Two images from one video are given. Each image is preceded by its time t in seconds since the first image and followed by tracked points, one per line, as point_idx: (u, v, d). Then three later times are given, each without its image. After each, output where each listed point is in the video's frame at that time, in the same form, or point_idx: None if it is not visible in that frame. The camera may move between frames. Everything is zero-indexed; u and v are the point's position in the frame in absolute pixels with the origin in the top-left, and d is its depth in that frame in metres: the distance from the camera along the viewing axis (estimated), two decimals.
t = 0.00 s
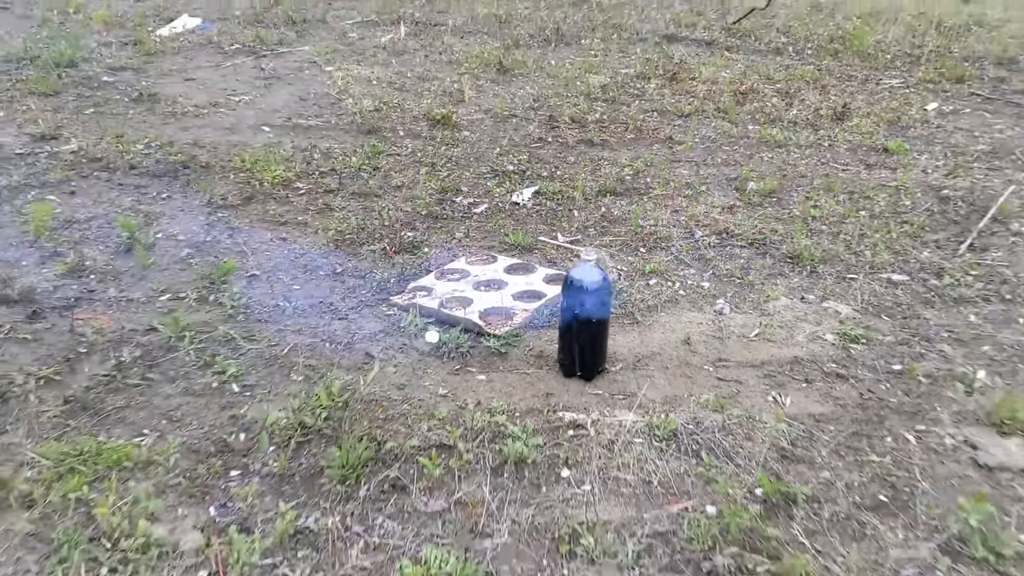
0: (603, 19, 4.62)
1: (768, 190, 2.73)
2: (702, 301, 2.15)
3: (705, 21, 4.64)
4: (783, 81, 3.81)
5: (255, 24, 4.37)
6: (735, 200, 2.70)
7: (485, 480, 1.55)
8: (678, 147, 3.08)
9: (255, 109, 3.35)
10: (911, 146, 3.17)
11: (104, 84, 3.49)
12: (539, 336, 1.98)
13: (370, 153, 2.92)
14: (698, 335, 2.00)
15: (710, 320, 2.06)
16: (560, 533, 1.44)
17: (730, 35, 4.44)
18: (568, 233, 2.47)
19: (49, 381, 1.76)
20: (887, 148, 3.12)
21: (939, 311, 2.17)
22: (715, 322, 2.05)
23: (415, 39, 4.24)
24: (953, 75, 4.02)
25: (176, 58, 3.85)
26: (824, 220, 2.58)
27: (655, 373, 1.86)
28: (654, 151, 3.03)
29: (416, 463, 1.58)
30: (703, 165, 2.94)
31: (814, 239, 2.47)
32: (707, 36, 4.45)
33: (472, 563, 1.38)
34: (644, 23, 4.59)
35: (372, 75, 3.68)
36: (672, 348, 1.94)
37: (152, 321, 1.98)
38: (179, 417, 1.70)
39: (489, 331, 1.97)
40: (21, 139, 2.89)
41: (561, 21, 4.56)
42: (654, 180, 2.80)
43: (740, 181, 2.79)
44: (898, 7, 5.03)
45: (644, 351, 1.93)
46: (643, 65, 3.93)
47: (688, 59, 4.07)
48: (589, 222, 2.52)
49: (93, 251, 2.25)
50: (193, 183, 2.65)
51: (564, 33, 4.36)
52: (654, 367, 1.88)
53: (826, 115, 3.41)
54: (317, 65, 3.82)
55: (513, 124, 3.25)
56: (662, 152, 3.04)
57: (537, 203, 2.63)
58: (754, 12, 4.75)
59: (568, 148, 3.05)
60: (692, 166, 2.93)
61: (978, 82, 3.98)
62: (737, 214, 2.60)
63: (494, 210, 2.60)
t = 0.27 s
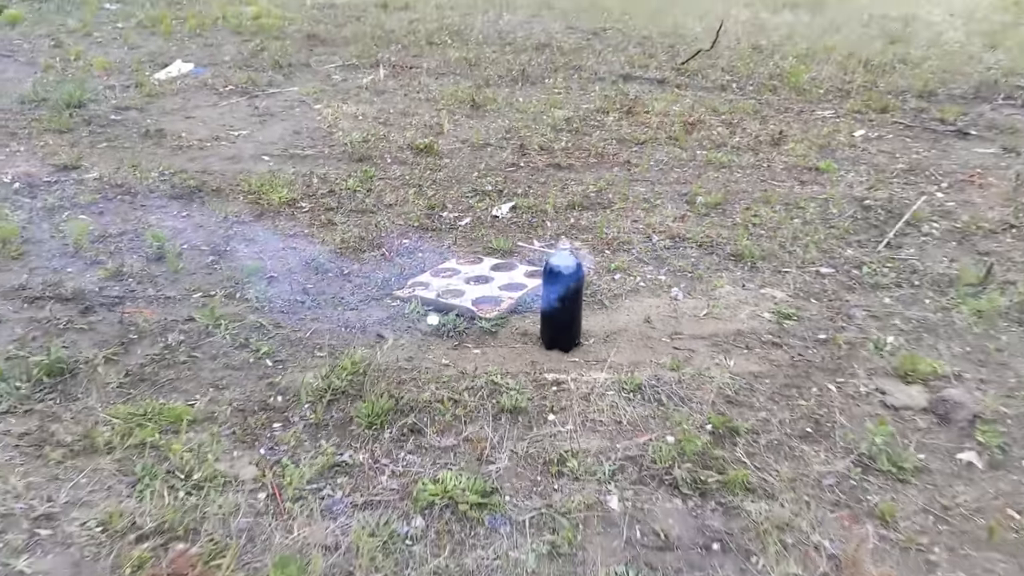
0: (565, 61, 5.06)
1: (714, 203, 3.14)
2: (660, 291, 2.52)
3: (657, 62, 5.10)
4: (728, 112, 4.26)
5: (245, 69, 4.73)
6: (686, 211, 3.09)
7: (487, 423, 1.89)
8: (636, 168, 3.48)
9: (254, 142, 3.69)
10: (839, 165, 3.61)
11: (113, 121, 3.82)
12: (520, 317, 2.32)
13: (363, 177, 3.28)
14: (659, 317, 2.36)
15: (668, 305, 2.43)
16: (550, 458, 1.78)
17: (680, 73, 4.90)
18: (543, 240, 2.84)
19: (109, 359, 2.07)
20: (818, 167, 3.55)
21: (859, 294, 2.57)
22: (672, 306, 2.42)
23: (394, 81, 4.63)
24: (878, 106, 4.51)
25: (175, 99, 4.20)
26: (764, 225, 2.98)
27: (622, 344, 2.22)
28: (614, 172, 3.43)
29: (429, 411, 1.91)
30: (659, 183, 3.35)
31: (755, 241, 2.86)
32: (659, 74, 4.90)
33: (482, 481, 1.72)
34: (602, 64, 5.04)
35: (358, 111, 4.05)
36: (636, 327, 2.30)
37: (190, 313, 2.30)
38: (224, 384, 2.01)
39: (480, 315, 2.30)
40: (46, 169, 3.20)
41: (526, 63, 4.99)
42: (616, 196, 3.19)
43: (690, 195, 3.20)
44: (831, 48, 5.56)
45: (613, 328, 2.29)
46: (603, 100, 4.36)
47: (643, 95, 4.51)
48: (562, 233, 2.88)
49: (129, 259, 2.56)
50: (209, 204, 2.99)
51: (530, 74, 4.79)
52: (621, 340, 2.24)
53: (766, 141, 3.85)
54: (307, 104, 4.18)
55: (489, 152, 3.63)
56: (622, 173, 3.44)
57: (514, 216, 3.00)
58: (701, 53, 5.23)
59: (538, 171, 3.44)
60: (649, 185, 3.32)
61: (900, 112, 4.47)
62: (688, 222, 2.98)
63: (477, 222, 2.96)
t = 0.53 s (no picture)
0: (528, 112, 5.50)
1: (666, 232, 3.55)
2: (622, 304, 2.89)
3: (612, 112, 5.56)
4: (676, 155, 4.70)
5: (232, 123, 5.09)
6: (642, 238, 3.49)
7: (479, 408, 2.23)
8: (597, 204, 3.89)
9: (249, 187, 4.04)
10: (776, 200, 4.05)
11: (116, 171, 4.14)
12: (501, 326, 2.68)
13: (352, 215, 3.63)
14: (621, 325, 2.72)
15: (629, 315, 2.80)
16: (535, 433, 2.13)
17: (634, 122, 5.37)
18: (517, 265, 3.20)
19: (147, 366, 2.38)
20: (758, 201, 3.98)
21: (793, 304, 2.97)
22: (632, 316, 2.79)
23: (372, 132, 5.02)
24: (812, 149, 5.00)
25: (170, 150, 4.53)
26: (710, 249, 3.39)
27: (591, 346, 2.58)
28: (577, 208, 3.83)
29: (430, 401, 2.25)
30: (617, 217, 3.75)
31: (702, 262, 3.25)
32: (614, 123, 5.36)
33: (479, 451, 2.06)
34: (561, 113, 5.48)
35: (341, 159, 4.42)
36: (601, 332, 2.67)
37: (212, 329, 2.62)
38: (251, 384, 2.33)
39: (467, 325, 2.66)
40: (62, 213, 3.52)
41: (493, 114, 5.41)
42: (579, 228, 3.57)
43: (645, 226, 3.60)
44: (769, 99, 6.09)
45: (582, 333, 2.65)
46: (564, 146, 4.78)
47: (601, 142, 4.95)
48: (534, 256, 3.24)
49: (151, 287, 2.88)
50: (216, 241, 3.32)
51: (496, 124, 5.21)
52: (590, 344, 2.59)
53: (712, 179, 4.27)
54: (293, 153, 4.54)
55: (464, 193, 4.00)
56: (584, 208, 3.83)
57: (490, 246, 3.37)
58: (652, 104, 5.71)
59: (509, 207, 3.82)
60: (609, 218, 3.72)
61: (831, 154, 4.96)
62: (643, 248, 3.37)
63: (458, 252, 3.32)
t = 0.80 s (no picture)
0: (496, 170, 5.80)
1: (625, 274, 3.97)
2: (586, 335, 3.29)
3: (575, 167, 6.00)
4: (633, 210, 5.03)
5: (223, 186, 5.44)
6: (603, 279, 3.91)
7: (466, 421, 2.61)
8: (562, 251, 4.31)
9: (245, 242, 4.41)
10: (722, 248, 4.48)
11: (120, 230, 4.49)
12: (482, 355, 3.06)
13: (341, 265, 4.01)
14: (585, 351, 3.12)
15: (593, 344, 3.20)
16: (515, 438, 2.50)
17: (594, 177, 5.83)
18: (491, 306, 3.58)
19: (174, 393, 2.73)
20: (706, 249, 4.40)
21: (736, 332, 3.39)
22: (595, 344, 3.19)
23: (353, 192, 5.38)
24: (756, 203, 5.36)
25: (169, 211, 4.88)
26: (664, 288, 3.82)
27: (560, 370, 2.96)
28: (544, 254, 4.25)
29: (424, 415, 2.62)
30: (580, 262, 4.17)
31: (655, 299, 3.65)
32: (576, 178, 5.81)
33: (467, 453, 2.42)
34: (526, 169, 5.83)
35: (327, 217, 4.81)
36: (569, 358, 3.06)
37: (226, 362, 2.97)
38: (265, 406, 2.69)
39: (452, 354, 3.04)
40: (77, 267, 3.86)
41: (463, 175, 5.70)
42: (547, 272, 3.96)
43: (605, 269, 4.03)
44: (719, 157, 6.44)
45: (551, 359, 3.04)
46: (531, 201, 5.12)
47: (565, 197, 5.28)
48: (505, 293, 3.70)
49: (167, 329, 3.23)
50: (221, 290, 3.69)
51: (468, 182, 5.53)
52: (558, 370, 2.98)
53: (665, 229, 4.68)
54: (284, 212, 4.92)
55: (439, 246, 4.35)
56: (550, 255, 4.25)
57: (468, 289, 3.76)
58: (612, 163, 5.98)
59: (483, 256, 4.23)
60: (573, 263, 4.14)
61: (774, 205, 5.45)
62: (605, 289, 3.76)
63: (440, 298, 3.66)
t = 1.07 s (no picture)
0: (473, 227, 6.22)
1: (592, 315, 4.39)
2: (557, 366, 3.69)
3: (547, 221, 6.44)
4: (600, 260, 5.43)
5: (220, 243, 5.83)
6: (573, 320, 4.32)
7: (454, 436, 2.99)
8: (536, 295, 4.73)
9: (243, 292, 4.79)
10: (680, 291, 4.89)
11: (127, 282, 4.86)
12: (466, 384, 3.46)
13: (334, 311, 4.40)
14: (557, 380, 3.52)
15: (564, 373, 3.60)
16: (497, 449, 2.88)
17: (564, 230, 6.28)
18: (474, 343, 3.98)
19: (193, 418, 3.09)
20: (666, 291, 4.82)
21: (691, 362, 3.81)
22: (566, 374, 3.59)
23: (340, 247, 5.77)
24: (713, 251, 5.78)
25: (171, 266, 5.26)
26: (627, 326, 4.24)
27: (536, 395, 3.35)
28: (519, 299, 4.65)
29: (418, 432, 2.99)
30: (552, 305, 4.58)
31: (620, 336, 4.06)
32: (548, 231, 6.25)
33: (456, 462, 2.79)
34: (500, 226, 6.26)
35: (319, 269, 5.20)
36: (542, 386, 3.45)
37: (238, 392, 3.35)
38: (275, 428, 3.05)
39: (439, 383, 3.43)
40: (92, 315, 4.23)
41: (443, 232, 6.09)
42: (522, 314, 4.35)
43: (574, 311, 4.45)
44: (678, 213, 6.89)
45: (527, 386, 3.44)
46: (505, 254, 5.52)
47: (538, 250, 5.68)
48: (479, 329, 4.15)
49: (181, 366, 3.60)
50: (227, 333, 4.07)
51: (447, 237, 5.94)
52: (535, 396, 3.36)
53: (629, 276, 5.10)
54: (278, 265, 5.31)
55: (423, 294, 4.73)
56: (525, 299, 4.66)
57: (452, 329, 4.16)
58: (579, 219, 6.45)
59: (463, 301, 4.62)
60: (546, 307, 4.55)
61: (730, 252, 5.91)
62: (574, 328, 4.16)
63: (427, 338, 4.04)
